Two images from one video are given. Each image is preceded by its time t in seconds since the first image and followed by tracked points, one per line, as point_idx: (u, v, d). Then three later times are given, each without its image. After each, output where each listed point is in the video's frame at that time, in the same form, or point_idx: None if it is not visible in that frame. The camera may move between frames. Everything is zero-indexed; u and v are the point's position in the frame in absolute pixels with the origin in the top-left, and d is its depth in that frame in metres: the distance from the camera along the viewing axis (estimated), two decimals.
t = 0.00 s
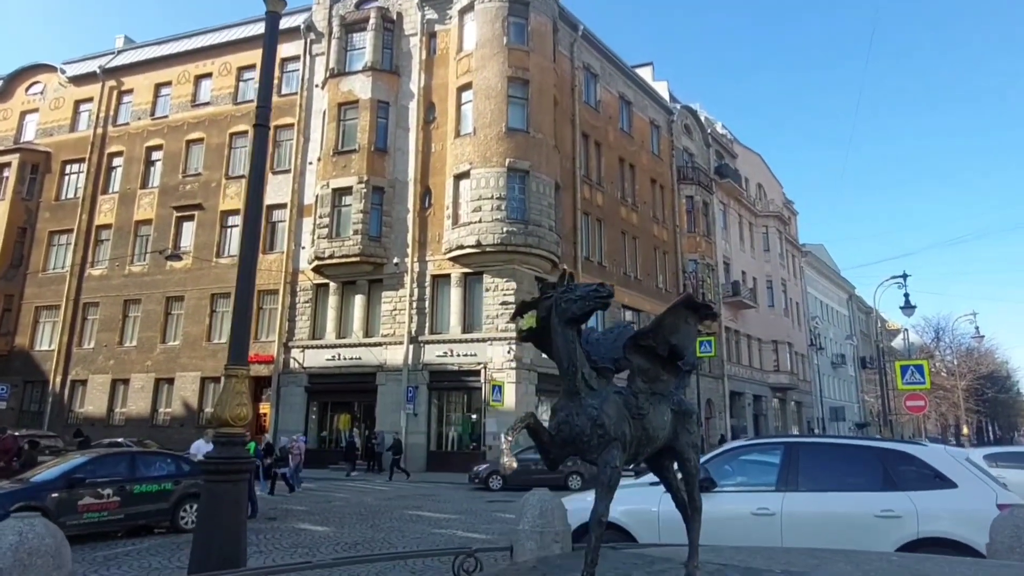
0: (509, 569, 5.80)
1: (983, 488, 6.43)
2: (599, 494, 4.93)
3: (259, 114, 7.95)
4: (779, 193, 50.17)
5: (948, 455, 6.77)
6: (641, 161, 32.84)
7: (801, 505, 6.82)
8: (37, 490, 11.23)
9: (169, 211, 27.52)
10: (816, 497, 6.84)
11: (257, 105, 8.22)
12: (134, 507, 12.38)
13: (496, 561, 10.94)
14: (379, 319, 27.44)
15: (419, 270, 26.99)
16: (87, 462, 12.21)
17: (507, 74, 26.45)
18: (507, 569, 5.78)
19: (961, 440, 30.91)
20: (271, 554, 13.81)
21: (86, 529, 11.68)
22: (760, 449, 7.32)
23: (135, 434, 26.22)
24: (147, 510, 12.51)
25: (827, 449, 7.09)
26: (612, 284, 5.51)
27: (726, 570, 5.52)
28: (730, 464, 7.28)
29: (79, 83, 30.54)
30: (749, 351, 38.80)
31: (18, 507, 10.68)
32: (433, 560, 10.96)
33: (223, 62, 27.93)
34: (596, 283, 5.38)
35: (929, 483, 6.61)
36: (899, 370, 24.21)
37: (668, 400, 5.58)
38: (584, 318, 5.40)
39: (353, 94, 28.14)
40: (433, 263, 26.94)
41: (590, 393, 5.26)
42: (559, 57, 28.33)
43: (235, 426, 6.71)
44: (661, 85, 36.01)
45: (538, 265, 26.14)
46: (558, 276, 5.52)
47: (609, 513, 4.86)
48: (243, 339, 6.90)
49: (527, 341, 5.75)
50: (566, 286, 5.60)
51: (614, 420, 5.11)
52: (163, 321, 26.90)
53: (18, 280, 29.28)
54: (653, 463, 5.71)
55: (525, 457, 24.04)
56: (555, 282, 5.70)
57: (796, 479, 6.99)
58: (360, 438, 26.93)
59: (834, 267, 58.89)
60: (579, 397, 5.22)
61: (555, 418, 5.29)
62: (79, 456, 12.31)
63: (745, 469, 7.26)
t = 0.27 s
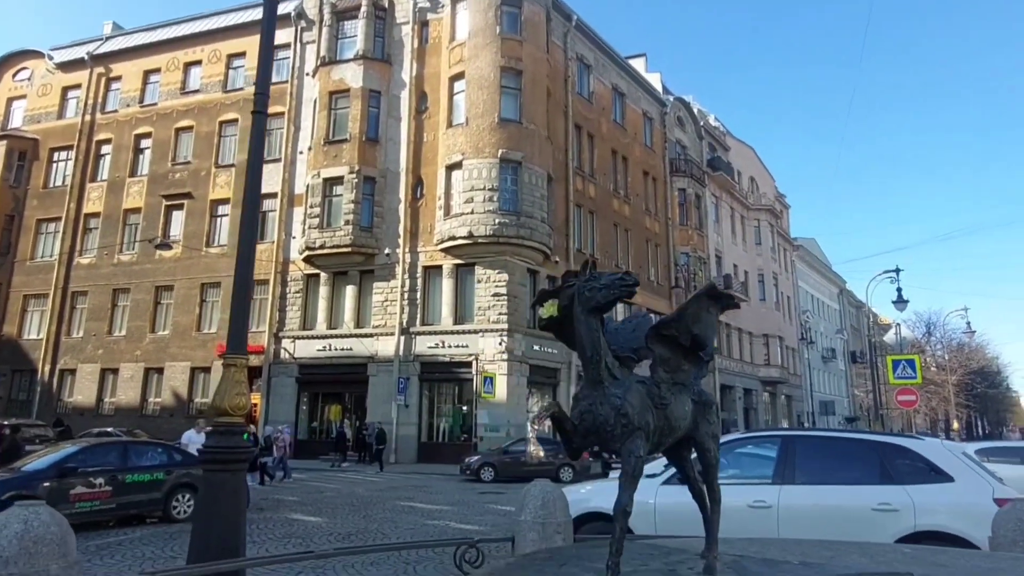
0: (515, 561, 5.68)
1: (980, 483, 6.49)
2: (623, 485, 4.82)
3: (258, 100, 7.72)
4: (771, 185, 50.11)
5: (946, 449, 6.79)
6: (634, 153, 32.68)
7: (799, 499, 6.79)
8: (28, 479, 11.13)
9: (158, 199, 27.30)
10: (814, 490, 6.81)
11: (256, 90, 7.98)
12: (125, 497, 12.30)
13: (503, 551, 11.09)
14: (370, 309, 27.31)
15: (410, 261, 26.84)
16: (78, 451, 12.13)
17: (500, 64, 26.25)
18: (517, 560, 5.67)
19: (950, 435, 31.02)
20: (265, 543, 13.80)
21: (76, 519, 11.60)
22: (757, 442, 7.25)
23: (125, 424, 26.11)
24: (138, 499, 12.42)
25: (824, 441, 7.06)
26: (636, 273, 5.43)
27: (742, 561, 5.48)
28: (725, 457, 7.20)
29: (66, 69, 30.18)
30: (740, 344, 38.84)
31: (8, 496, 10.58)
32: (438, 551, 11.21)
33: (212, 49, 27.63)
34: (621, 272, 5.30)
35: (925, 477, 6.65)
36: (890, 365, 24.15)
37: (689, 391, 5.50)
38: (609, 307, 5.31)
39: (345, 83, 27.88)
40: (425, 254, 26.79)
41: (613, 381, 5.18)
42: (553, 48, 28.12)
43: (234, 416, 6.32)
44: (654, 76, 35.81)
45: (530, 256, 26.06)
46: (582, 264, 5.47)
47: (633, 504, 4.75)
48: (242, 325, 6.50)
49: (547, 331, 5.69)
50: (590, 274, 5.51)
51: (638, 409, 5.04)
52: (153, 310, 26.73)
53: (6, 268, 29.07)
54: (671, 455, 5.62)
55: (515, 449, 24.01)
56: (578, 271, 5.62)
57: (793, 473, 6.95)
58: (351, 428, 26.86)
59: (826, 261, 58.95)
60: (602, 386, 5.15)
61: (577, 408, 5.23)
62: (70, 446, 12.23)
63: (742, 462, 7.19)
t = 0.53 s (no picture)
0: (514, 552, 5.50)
1: (971, 477, 6.49)
2: (630, 477, 4.66)
3: (250, 87, 7.44)
4: (762, 179, 50.05)
5: (938, 444, 6.78)
6: (624, 145, 32.51)
7: (790, 491, 6.76)
8: (15, 469, 11.01)
9: (145, 187, 27.07)
10: (804, 483, 6.79)
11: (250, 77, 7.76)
12: (115, 486, 12.17)
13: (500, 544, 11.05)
14: (358, 300, 27.16)
15: (399, 251, 26.69)
16: (67, 440, 12.02)
17: (491, 54, 26.04)
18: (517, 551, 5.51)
19: (938, 429, 31.11)
20: (253, 533, 13.73)
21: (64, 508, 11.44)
22: (749, 435, 7.21)
23: (111, 413, 25.98)
24: (127, 489, 12.28)
25: (815, 434, 7.04)
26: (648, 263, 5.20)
27: (749, 552, 5.36)
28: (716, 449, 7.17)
29: (51, 55, 29.84)
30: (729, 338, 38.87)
31: None
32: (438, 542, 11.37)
33: (199, 35, 27.36)
34: (632, 262, 5.04)
35: (915, 469, 6.64)
36: (880, 359, 24.02)
37: (697, 382, 5.32)
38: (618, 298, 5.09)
39: (334, 71, 27.63)
40: (413, 245, 26.64)
41: (622, 372, 5.00)
42: (543, 37, 27.90)
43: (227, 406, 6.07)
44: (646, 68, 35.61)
45: (519, 248, 25.94)
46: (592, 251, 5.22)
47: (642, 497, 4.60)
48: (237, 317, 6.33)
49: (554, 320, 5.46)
50: (600, 263, 5.28)
51: (647, 401, 4.87)
52: (139, 300, 26.55)
53: None
54: (676, 447, 5.43)
55: (503, 440, 23.94)
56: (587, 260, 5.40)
57: (784, 466, 6.92)
58: (337, 419, 26.69)
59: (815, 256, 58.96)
60: (611, 377, 4.96)
61: (585, 398, 5.05)
62: (57, 435, 12.11)
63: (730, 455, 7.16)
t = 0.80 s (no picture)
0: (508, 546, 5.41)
1: (959, 472, 6.44)
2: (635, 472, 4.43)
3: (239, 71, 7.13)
4: (749, 172, 49.97)
5: (927, 438, 6.72)
6: (613, 137, 32.32)
7: (777, 484, 6.70)
8: None
9: (129, 175, 26.85)
10: (789, 478, 6.74)
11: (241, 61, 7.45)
12: (100, 475, 12.05)
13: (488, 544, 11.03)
14: (343, 291, 27.01)
15: (385, 242, 26.53)
16: (52, 429, 11.88)
17: (479, 42, 25.83)
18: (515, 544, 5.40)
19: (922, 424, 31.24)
20: (240, 522, 13.69)
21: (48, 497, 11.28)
22: (738, 428, 7.15)
23: (95, 403, 25.85)
24: (112, 478, 12.16)
25: (803, 428, 6.96)
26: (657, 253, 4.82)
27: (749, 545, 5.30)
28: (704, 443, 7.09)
29: (33, 41, 29.50)
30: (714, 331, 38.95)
31: None
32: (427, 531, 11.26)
33: (184, 22, 27.07)
34: (640, 252, 4.67)
35: (902, 464, 6.58)
36: (865, 353, 23.97)
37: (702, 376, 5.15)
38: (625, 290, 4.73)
39: (320, 59, 27.39)
40: (400, 236, 26.48)
41: (627, 365, 4.75)
42: (532, 26, 27.67)
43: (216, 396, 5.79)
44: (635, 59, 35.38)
45: (505, 239, 25.83)
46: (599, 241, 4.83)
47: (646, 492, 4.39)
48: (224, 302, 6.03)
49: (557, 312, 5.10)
50: (606, 252, 4.90)
51: (652, 394, 4.65)
52: (123, 289, 26.36)
53: None
54: (677, 441, 5.21)
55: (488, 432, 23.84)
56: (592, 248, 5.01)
57: (772, 459, 6.86)
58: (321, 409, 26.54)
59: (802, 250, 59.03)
60: (615, 370, 4.69)
61: (587, 391, 4.78)
62: (42, 424, 11.95)
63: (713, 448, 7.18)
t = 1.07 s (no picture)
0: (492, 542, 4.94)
1: (945, 467, 6.31)
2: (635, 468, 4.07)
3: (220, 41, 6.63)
4: (735, 165, 49.86)
5: (913, 432, 6.59)
6: (598, 129, 32.10)
7: (760, 477, 6.57)
8: None
9: (109, 163, 26.62)
10: (770, 471, 6.60)
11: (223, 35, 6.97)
12: (84, 464, 11.92)
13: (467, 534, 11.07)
14: (326, 282, 26.84)
15: (367, 233, 26.34)
16: (34, 417, 11.72)
17: (464, 31, 25.61)
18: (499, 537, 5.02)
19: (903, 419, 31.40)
20: (221, 512, 13.53)
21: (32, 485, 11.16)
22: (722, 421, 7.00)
23: (76, 392, 25.70)
24: (95, 467, 12.02)
25: (788, 422, 6.84)
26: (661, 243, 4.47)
27: (746, 539, 4.90)
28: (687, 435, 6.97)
29: (12, 27, 29.18)
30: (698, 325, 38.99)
31: None
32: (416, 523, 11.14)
33: (165, 8, 26.80)
34: (645, 241, 4.32)
35: (885, 458, 6.44)
36: (848, 347, 23.91)
37: (704, 370, 4.71)
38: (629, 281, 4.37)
39: (303, 47, 27.15)
40: (383, 226, 26.28)
41: (629, 356, 4.36)
42: (518, 15, 27.45)
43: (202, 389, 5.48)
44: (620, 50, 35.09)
45: (489, 231, 25.66)
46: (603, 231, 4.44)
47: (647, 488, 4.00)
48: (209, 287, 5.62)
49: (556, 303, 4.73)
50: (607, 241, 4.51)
51: (654, 386, 4.27)
52: (104, 278, 26.16)
53: None
54: (674, 437, 4.78)
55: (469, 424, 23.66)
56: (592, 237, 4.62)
57: (756, 452, 6.72)
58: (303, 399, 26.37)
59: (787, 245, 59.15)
60: (616, 361, 4.30)
61: (585, 382, 4.39)
62: (25, 412, 11.81)
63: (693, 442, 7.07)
